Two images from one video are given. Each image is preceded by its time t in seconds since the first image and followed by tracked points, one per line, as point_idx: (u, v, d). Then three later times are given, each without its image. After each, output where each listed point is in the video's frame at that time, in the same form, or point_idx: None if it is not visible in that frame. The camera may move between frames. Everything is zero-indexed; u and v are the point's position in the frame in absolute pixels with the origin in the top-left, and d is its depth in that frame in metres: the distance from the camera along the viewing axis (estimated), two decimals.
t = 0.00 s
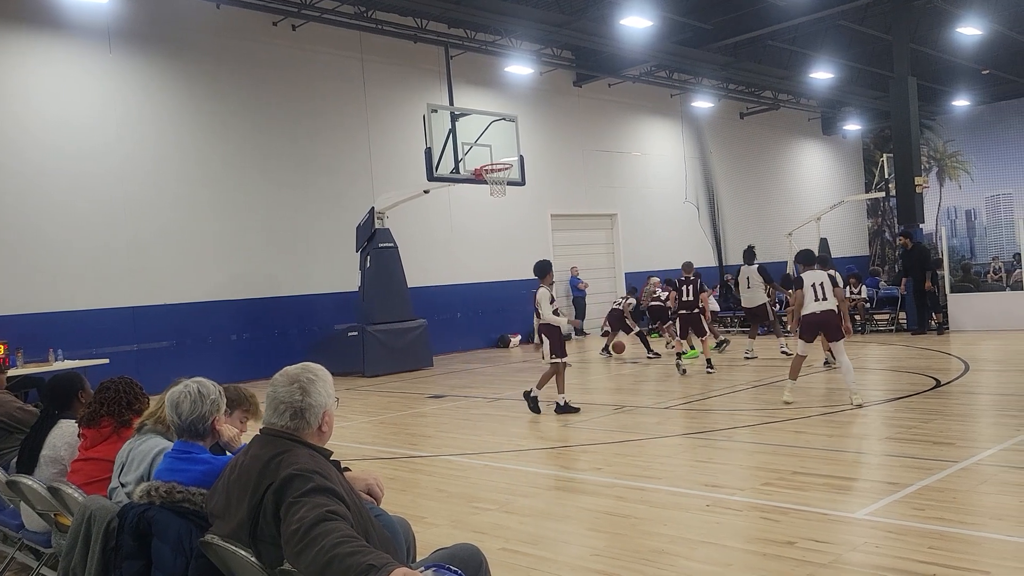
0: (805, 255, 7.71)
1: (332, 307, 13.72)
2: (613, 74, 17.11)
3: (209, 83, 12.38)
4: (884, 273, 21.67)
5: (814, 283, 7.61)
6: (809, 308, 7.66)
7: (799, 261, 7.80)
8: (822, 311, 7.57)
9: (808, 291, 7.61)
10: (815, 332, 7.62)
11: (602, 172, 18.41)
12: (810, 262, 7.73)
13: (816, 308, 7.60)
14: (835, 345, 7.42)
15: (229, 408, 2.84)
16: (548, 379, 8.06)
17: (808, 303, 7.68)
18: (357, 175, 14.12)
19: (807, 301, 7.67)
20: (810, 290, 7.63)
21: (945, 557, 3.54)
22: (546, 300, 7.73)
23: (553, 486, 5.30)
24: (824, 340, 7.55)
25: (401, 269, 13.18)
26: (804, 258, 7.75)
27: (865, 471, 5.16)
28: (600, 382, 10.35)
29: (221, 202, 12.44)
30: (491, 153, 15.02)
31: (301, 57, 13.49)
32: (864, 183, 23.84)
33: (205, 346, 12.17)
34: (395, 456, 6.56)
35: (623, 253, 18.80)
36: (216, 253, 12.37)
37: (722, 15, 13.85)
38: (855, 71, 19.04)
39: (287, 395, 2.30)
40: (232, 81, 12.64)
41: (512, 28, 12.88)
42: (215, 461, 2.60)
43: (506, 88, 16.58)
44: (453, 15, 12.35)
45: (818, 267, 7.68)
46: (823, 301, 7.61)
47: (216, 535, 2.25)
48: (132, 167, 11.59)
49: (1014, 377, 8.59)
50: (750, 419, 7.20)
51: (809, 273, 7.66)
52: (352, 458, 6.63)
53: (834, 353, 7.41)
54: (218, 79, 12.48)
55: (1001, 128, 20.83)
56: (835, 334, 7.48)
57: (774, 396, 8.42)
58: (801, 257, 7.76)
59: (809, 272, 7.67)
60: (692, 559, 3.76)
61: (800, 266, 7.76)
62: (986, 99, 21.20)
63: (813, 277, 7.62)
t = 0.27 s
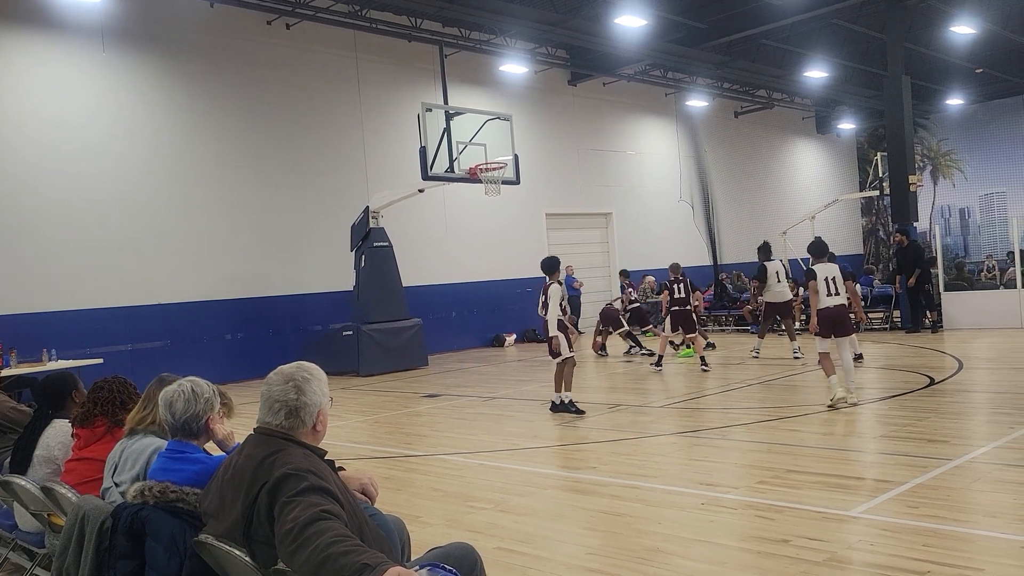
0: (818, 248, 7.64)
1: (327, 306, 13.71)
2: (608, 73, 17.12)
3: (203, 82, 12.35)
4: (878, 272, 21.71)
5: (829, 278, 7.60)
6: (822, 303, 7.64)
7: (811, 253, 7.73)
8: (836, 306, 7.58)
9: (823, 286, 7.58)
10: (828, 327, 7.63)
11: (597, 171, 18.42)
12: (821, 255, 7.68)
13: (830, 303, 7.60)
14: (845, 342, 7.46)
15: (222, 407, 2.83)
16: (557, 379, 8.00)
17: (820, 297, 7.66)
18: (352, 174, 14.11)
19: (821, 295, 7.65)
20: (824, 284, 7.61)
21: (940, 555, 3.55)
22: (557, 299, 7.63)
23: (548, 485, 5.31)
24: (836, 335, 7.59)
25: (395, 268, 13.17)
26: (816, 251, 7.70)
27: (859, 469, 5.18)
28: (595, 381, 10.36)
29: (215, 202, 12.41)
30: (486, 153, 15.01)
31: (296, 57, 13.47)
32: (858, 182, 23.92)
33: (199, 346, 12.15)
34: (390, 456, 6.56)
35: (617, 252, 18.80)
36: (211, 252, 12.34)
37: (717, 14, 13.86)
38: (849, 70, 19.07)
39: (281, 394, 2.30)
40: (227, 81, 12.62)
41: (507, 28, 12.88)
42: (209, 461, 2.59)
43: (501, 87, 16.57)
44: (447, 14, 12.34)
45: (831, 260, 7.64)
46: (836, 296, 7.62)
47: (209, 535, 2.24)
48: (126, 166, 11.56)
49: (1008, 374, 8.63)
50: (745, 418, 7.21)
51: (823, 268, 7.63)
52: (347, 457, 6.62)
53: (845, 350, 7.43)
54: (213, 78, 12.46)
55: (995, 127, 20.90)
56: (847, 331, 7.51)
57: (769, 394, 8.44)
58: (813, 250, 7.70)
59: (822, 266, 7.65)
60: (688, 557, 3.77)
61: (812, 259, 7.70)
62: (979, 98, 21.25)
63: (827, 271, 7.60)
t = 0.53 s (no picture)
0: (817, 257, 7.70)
1: (324, 307, 13.70)
2: (604, 73, 17.15)
3: (199, 82, 12.34)
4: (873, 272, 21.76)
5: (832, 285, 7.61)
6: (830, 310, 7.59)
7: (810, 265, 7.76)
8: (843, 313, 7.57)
9: (828, 293, 7.58)
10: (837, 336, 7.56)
11: (593, 171, 18.44)
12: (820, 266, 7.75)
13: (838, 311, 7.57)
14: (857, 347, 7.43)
15: (218, 408, 2.83)
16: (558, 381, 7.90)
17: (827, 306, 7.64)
18: (348, 174, 14.11)
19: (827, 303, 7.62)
20: (828, 293, 7.62)
21: (935, 555, 3.56)
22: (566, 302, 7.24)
23: (544, 485, 5.31)
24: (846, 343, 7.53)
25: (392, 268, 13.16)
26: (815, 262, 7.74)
27: (855, 468, 5.19)
28: (591, 382, 10.37)
29: (211, 202, 12.39)
30: (482, 153, 15.02)
31: (291, 57, 13.47)
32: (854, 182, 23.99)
33: (195, 346, 12.13)
34: (386, 456, 6.55)
35: (614, 252, 18.81)
36: (207, 252, 12.32)
37: (713, 14, 13.88)
38: (845, 71, 19.11)
39: (276, 394, 2.29)
40: (223, 81, 12.61)
41: (503, 28, 12.89)
42: (204, 462, 2.59)
43: (497, 87, 16.58)
44: (443, 15, 12.34)
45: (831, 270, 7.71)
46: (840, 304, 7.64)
47: (204, 536, 2.24)
48: (121, 166, 11.53)
49: (1003, 374, 8.65)
50: (742, 418, 7.23)
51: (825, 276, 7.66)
52: (343, 458, 6.62)
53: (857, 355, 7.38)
54: (209, 79, 12.44)
55: (989, 127, 20.97)
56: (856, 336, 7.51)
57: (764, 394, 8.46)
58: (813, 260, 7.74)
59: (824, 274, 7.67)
60: (684, 557, 3.77)
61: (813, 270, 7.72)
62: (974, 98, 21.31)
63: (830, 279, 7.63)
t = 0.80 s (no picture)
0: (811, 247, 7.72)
1: (323, 307, 13.69)
2: (603, 73, 17.14)
3: (198, 82, 12.33)
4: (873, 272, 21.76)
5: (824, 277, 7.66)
6: (821, 302, 7.65)
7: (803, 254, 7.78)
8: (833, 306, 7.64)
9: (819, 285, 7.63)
10: (825, 327, 7.62)
11: (592, 171, 18.44)
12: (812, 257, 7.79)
13: (829, 303, 7.64)
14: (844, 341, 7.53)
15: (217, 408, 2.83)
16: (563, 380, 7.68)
17: (818, 297, 7.69)
18: (348, 174, 14.11)
19: (818, 295, 7.67)
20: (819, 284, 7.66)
21: (934, 555, 3.56)
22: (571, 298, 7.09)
23: (544, 485, 5.31)
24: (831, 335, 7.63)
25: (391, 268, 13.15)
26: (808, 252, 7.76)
27: (854, 468, 5.20)
28: (591, 381, 10.37)
29: (211, 202, 12.39)
30: (481, 153, 15.01)
31: (291, 57, 13.46)
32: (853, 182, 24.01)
33: (194, 346, 12.12)
34: (386, 456, 6.55)
35: (613, 251, 18.81)
36: (206, 252, 12.32)
37: (711, 15, 13.88)
38: (844, 71, 19.11)
39: (276, 394, 2.30)
40: (222, 81, 12.61)
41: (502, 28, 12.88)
42: (204, 462, 2.59)
43: (496, 87, 16.58)
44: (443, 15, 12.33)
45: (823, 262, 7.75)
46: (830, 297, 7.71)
47: (204, 537, 2.24)
48: (121, 166, 11.53)
49: (1002, 374, 8.66)
50: (741, 418, 7.23)
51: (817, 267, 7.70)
52: (343, 458, 6.62)
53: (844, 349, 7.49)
54: (208, 79, 12.44)
55: (988, 127, 20.99)
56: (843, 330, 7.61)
57: (763, 394, 8.47)
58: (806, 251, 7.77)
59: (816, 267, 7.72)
60: (683, 557, 3.78)
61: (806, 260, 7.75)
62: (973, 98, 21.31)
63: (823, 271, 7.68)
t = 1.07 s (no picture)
0: (798, 249, 7.67)
1: (321, 307, 13.69)
2: (601, 73, 17.13)
3: (196, 82, 12.32)
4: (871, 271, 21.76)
5: (808, 278, 7.62)
6: (804, 303, 7.66)
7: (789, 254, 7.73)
8: (816, 308, 7.66)
9: (802, 287, 7.61)
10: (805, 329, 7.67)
11: (591, 171, 18.44)
12: (798, 258, 7.74)
13: (811, 305, 7.65)
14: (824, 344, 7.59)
15: (215, 408, 2.83)
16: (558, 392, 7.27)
17: (801, 298, 7.68)
18: (346, 174, 14.10)
19: (802, 296, 7.66)
20: (804, 285, 7.63)
21: (932, 554, 3.57)
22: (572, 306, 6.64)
23: (542, 484, 5.31)
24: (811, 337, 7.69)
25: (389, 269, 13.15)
26: (794, 252, 7.71)
27: (853, 468, 5.20)
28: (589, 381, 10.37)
29: (209, 202, 12.38)
30: (479, 153, 15.01)
31: (288, 57, 13.45)
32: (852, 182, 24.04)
33: (192, 346, 12.12)
34: (384, 456, 6.55)
35: (611, 251, 18.81)
36: (203, 252, 12.30)
37: (710, 14, 13.88)
38: (842, 71, 19.12)
39: (274, 393, 2.30)
40: (221, 81, 12.60)
41: (501, 28, 12.88)
42: (202, 462, 2.59)
43: (494, 87, 16.57)
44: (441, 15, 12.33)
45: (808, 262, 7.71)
46: (814, 298, 7.71)
47: (202, 537, 2.24)
48: (118, 166, 11.52)
49: (1001, 373, 8.66)
50: (740, 417, 7.24)
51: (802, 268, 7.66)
52: (341, 458, 6.61)
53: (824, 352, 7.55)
54: (206, 79, 12.42)
55: (986, 127, 21.02)
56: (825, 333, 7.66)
57: (761, 394, 8.47)
58: (791, 252, 7.71)
59: (802, 267, 7.67)
60: (681, 556, 3.78)
61: (791, 261, 7.70)
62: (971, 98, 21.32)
63: (807, 273, 7.64)
